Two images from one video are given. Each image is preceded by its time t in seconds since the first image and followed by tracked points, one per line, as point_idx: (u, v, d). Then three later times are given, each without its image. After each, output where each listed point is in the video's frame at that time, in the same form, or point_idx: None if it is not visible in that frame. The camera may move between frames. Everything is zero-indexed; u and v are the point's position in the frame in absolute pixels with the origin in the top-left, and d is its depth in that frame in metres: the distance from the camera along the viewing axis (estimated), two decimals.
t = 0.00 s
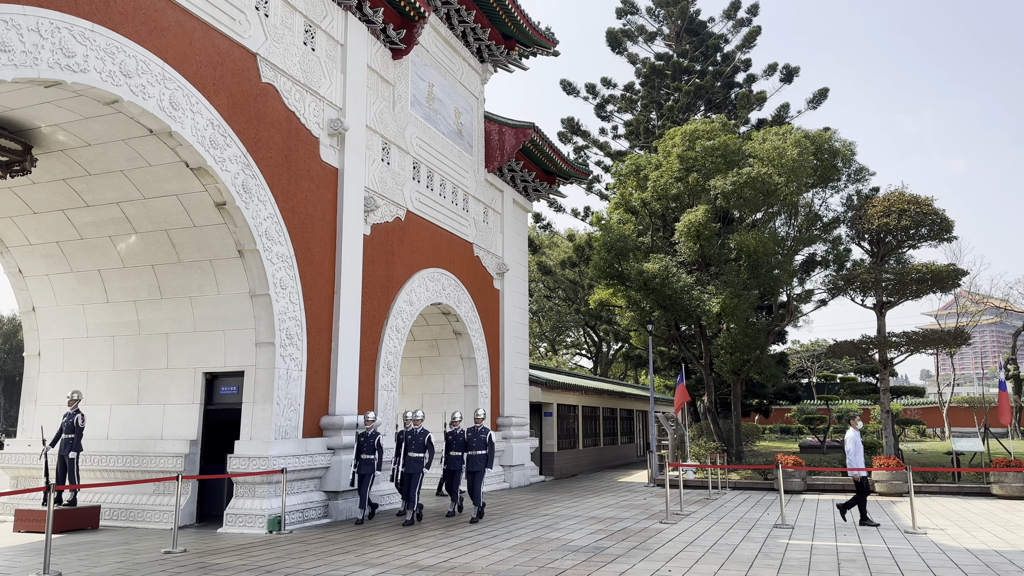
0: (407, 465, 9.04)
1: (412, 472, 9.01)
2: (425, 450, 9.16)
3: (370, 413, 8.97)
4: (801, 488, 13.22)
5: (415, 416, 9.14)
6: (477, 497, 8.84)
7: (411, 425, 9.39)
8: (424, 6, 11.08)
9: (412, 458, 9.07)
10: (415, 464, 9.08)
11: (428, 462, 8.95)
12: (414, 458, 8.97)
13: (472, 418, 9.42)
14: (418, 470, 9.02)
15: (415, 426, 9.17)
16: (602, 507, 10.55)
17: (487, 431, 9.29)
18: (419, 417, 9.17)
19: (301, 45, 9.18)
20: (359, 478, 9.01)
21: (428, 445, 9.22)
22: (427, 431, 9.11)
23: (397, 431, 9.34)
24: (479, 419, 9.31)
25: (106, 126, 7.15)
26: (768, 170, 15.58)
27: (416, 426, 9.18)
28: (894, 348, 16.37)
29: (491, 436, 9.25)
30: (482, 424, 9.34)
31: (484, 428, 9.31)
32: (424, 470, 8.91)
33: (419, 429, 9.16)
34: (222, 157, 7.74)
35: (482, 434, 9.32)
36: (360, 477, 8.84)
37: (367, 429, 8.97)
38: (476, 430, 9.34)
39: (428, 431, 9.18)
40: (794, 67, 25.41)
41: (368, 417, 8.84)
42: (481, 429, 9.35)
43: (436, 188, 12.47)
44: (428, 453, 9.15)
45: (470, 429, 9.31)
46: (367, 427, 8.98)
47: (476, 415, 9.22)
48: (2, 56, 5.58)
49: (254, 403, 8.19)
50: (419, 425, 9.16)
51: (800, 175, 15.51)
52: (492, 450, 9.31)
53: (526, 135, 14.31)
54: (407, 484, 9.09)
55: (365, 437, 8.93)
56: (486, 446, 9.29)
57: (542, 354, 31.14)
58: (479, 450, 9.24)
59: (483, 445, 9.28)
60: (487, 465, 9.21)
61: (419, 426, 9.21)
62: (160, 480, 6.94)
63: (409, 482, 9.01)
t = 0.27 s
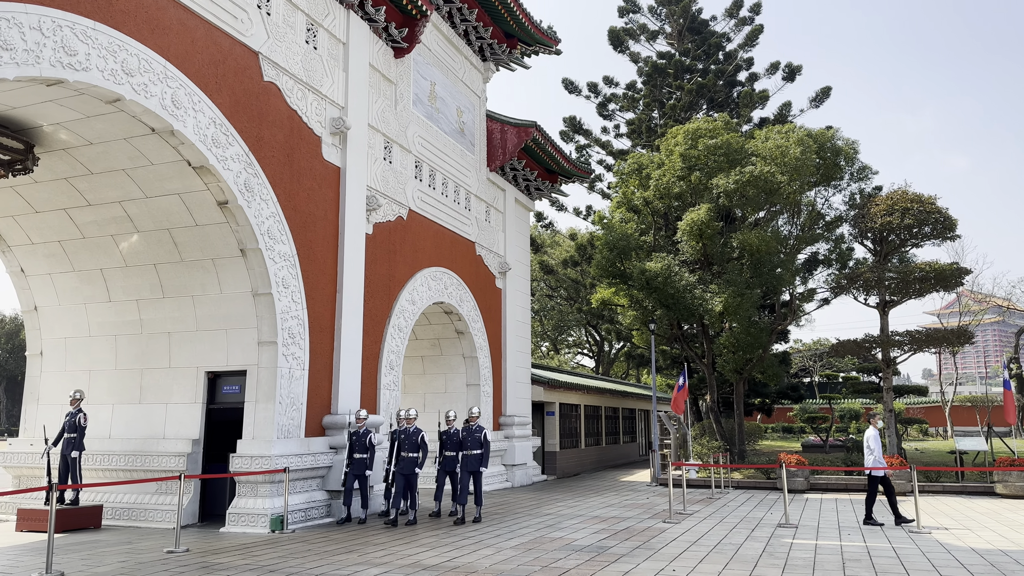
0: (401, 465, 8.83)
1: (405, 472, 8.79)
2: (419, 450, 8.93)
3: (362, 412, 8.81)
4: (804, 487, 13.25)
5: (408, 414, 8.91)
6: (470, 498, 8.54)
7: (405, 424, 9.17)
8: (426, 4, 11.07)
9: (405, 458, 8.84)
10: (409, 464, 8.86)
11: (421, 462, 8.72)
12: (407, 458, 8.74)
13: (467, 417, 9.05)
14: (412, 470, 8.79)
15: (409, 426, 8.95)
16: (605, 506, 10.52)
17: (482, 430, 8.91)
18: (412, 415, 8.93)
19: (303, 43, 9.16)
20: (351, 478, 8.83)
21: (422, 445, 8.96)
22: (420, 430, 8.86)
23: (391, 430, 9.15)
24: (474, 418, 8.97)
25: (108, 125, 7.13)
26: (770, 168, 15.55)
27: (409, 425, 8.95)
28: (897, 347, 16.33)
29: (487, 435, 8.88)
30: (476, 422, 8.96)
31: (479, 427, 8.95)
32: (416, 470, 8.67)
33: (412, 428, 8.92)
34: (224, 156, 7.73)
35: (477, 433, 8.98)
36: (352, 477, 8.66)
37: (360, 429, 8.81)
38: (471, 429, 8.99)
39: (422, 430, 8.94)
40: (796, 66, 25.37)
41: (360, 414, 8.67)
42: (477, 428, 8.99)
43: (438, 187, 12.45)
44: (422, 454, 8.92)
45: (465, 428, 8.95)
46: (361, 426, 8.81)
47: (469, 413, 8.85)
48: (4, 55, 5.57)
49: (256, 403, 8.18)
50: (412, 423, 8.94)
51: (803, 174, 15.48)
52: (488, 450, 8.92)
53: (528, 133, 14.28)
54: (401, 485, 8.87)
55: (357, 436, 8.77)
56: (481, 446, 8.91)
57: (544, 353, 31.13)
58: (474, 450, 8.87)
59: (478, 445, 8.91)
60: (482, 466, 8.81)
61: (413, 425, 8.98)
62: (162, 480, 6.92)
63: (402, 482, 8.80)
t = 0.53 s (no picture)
0: (392, 465, 8.55)
1: (397, 473, 8.47)
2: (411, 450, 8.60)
3: (353, 411, 8.59)
4: (809, 486, 13.22)
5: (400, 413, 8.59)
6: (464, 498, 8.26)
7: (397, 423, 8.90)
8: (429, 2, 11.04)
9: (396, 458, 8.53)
10: (400, 465, 8.58)
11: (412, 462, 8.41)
12: (398, 458, 8.47)
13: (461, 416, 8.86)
14: (403, 471, 8.46)
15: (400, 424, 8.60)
16: (609, 505, 10.48)
17: (476, 429, 8.69)
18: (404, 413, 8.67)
19: (306, 41, 9.14)
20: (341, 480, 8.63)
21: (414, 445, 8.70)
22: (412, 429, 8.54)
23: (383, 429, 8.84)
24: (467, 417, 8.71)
25: (110, 123, 7.12)
26: (774, 166, 15.52)
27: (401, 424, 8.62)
28: (902, 345, 16.28)
29: (481, 434, 8.69)
30: (470, 422, 8.78)
31: (473, 426, 8.76)
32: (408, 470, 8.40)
33: (404, 427, 8.61)
34: (227, 154, 7.72)
35: (471, 432, 8.74)
36: (342, 477, 8.47)
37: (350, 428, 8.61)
38: (464, 429, 8.77)
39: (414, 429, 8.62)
40: (800, 63, 25.30)
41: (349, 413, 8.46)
42: (471, 427, 8.78)
43: (441, 185, 12.43)
44: (414, 453, 8.57)
45: (458, 427, 8.74)
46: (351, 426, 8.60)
47: (463, 412, 8.67)
48: (6, 52, 5.55)
49: (260, 401, 8.17)
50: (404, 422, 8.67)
51: (807, 171, 15.43)
52: (482, 449, 8.74)
53: (531, 131, 14.24)
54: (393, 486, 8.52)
55: (347, 436, 8.58)
56: (475, 446, 8.73)
57: (546, 352, 31.12)
58: (467, 450, 8.69)
59: (472, 444, 8.71)
60: (476, 466, 8.67)
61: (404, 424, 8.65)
62: (165, 478, 6.91)
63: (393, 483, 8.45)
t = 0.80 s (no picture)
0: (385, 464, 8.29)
1: (390, 473, 8.11)
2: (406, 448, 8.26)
3: (344, 409, 8.34)
4: (814, 484, 13.17)
5: (393, 410, 8.19)
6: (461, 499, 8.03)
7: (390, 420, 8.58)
8: None
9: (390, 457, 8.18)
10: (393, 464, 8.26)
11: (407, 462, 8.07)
12: (393, 457, 8.14)
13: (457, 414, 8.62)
14: (398, 471, 8.10)
15: (393, 422, 8.19)
16: (613, 503, 10.44)
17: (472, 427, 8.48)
18: (397, 410, 8.33)
19: (309, 38, 9.10)
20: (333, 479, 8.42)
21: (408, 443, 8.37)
22: (406, 427, 8.19)
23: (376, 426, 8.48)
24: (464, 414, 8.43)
25: (113, 121, 7.10)
26: (779, 162, 15.44)
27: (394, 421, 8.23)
28: (907, 342, 16.20)
29: (476, 433, 8.52)
30: (466, 420, 8.54)
31: (469, 424, 8.57)
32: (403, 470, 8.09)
33: (398, 425, 8.26)
34: (229, 151, 7.69)
35: (466, 431, 8.56)
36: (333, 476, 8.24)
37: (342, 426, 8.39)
38: (460, 427, 8.57)
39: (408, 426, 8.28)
40: (804, 60, 25.18)
41: (341, 411, 8.19)
42: (466, 425, 8.57)
43: (444, 182, 12.39)
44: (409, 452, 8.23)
45: (454, 425, 8.54)
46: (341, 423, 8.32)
47: (461, 410, 8.33)
48: (8, 49, 5.53)
49: (263, 399, 8.16)
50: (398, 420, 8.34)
51: (812, 167, 15.36)
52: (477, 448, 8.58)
53: (534, 128, 14.20)
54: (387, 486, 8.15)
55: (338, 435, 8.36)
56: (470, 444, 8.56)
57: (550, 349, 31.09)
58: (463, 448, 8.50)
59: (467, 443, 8.54)
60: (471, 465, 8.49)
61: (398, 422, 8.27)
62: (169, 476, 6.89)
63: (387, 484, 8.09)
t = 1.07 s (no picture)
0: (375, 461, 8.03)
1: (380, 469, 7.98)
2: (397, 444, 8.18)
3: (334, 404, 8.07)
4: (820, 480, 13.10)
5: (385, 405, 8.13)
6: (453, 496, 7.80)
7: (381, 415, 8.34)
8: None
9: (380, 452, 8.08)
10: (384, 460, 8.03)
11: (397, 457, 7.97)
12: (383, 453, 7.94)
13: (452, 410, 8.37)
14: (388, 466, 7.99)
15: (385, 417, 8.16)
16: (618, 499, 10.40)
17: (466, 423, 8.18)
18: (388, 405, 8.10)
19: (311, 32, 9.06)
20: (322, 476, 8.13)
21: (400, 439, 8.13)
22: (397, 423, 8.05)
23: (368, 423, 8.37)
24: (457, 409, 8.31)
25: (114, 116, 7.07)
26: (785, 157, 15.34)
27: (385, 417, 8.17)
28: (914, 337, 16.10)
29: (471, 428, 8.17)
30: (461, 415, 8.30)
31: (464, 420, 8.23)
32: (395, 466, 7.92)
33: (389, 421, 8.15)
34: (231, 147, 7.67)
35: (461, 426, 8.21)
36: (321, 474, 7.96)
37: (332, 422, 8.11)
38: (454, 422, 8.23)
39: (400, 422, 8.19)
40: (810, 54, 25.04)
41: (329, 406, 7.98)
42: (461, 421, 8.24)
43: (448, 177, 12.34)
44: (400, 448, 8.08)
45: (448, 420, 8.21)
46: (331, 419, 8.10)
47: (453, 405, 8.23)
48: (8, 44, 5.50)
49: (267, 395, 8.15)
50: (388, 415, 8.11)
51: (818, 162, 15.26)
52: (473, 444, 8.20)
53: (538, 123, 14.12)
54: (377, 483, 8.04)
55: (328, 430, 8.08)
56: (465, 440, 8.19)
57: (555, 346, 31.06)
58: (457, 444, 8.17)
59: (462, 439, 8.18)
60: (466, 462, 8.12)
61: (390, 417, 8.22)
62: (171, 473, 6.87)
63: (377, 480, 7.96)
